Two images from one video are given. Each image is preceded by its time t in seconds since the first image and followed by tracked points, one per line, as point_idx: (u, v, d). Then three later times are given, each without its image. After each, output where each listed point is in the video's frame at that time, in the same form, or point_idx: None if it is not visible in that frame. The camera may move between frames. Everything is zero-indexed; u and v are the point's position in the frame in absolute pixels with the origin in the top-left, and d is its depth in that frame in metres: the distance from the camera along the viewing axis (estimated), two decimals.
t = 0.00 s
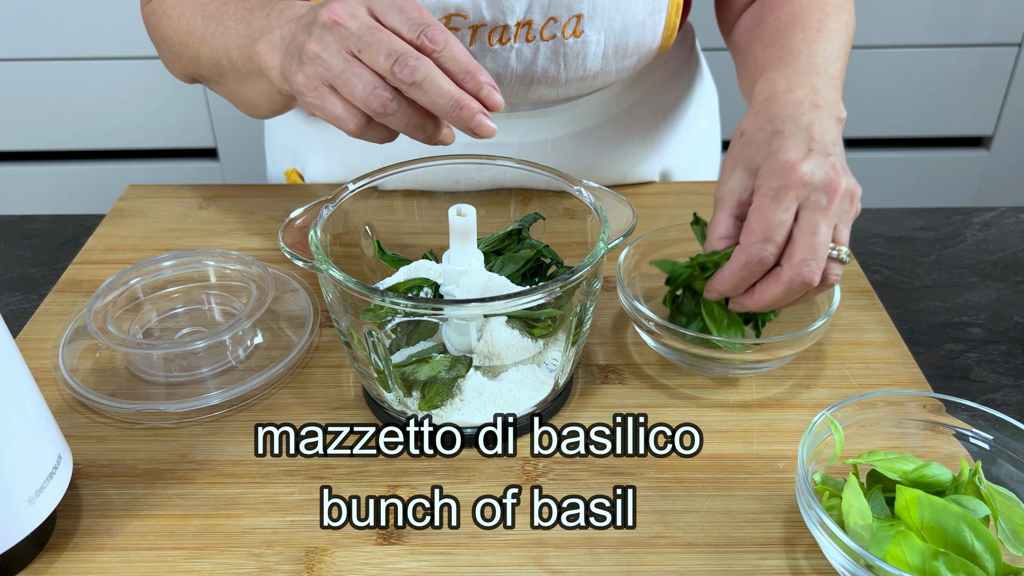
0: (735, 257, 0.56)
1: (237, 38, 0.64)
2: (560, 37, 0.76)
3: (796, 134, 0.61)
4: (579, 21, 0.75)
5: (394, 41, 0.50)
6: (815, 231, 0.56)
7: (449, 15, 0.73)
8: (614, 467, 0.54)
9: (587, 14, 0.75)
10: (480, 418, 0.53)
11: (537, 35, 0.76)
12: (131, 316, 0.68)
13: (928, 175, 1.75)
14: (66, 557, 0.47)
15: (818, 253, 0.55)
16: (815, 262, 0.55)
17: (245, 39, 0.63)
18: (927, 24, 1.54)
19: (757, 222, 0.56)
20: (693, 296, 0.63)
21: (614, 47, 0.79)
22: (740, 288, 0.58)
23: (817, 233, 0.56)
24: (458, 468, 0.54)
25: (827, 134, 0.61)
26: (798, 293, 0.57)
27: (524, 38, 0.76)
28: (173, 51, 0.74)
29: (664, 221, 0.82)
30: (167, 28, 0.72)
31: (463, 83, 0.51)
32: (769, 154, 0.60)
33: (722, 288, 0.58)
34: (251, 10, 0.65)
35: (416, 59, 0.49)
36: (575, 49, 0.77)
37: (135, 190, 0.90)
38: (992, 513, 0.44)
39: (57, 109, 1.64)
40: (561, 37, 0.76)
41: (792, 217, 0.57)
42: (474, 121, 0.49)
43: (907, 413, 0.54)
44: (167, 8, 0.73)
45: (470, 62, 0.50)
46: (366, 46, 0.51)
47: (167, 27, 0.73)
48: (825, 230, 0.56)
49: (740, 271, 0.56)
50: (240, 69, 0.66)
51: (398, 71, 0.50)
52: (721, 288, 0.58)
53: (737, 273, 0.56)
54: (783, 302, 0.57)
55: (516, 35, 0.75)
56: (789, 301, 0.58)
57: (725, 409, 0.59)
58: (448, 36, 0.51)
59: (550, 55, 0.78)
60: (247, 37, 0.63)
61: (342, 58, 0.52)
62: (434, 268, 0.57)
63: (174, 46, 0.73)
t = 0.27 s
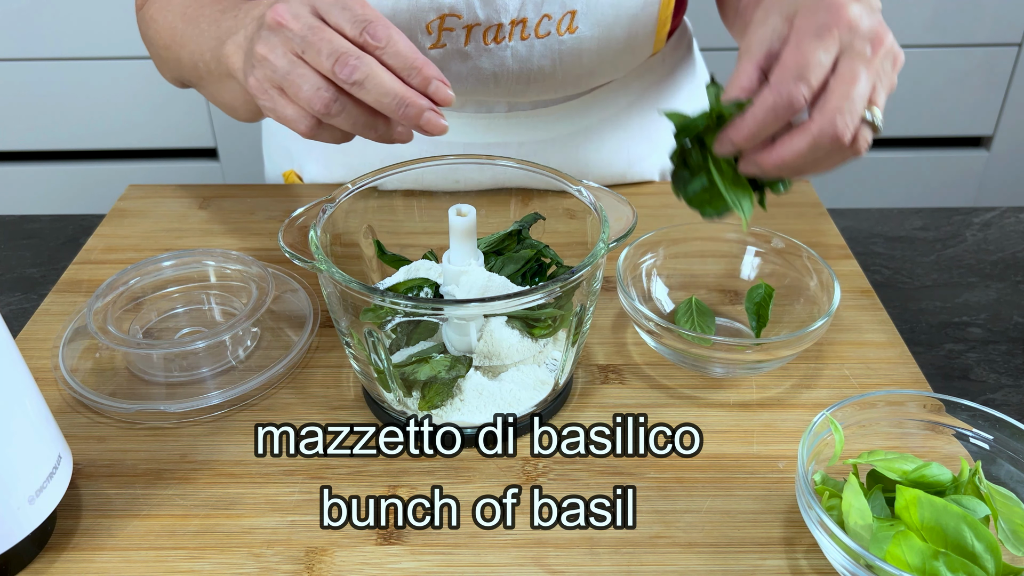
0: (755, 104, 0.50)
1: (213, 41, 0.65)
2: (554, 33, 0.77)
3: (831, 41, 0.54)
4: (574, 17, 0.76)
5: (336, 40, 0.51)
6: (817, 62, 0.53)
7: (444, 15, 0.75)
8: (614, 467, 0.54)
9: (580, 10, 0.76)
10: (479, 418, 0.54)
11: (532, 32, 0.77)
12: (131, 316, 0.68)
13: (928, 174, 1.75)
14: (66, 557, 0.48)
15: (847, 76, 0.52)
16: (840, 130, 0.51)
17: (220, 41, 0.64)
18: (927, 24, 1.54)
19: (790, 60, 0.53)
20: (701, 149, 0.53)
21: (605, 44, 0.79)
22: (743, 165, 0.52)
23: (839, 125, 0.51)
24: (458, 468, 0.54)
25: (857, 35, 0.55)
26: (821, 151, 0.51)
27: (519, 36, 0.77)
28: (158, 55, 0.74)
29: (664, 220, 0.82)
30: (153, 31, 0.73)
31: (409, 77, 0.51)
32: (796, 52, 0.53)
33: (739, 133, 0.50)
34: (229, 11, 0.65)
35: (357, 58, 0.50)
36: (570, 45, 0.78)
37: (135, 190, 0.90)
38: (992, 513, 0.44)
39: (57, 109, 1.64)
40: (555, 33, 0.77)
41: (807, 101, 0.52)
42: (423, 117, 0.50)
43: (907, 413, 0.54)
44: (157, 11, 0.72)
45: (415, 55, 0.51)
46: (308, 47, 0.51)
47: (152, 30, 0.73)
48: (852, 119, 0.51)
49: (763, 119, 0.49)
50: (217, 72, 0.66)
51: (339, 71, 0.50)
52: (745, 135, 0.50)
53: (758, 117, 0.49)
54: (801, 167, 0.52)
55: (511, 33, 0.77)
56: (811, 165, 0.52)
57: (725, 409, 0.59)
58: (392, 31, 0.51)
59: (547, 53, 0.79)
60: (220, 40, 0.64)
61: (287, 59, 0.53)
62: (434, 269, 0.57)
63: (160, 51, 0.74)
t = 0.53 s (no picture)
0: None
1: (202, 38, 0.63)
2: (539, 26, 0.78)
3: None
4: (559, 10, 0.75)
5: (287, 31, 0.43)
6: None
7: (427, 11, 0.76)
8: (614, 468, 0.54)
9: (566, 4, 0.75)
10: (480, 418, 0.54)
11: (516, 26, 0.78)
12: (131, 315, 0.68)
13: (928, 174, 1.75)
14: (66, 557, 0.48)
15: None
16: None
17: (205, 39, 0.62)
18: (927, 24, 1.54)
19: None
20: (453, 98, 0.43)
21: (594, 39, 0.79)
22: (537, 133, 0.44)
23: None
24: (458, 468, 0.54)
25: None
26: (552, 102, 0.41)
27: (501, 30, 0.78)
28: (147, 57, 0.74)
29: (664, 220, 0.82)
30: (144, 31, 0.72)
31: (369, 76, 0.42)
32: None
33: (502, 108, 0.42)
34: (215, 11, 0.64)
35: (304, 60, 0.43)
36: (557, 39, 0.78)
37: (135, 190, 0.90)
38: (992, 513, 0.44)
39: (57, 110, 1.64)
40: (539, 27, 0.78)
41: None
42: (376, 124, 0.43)
43: (907, 413, 0.54)
44: (145, 11, 0.72)
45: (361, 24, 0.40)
46: (265, 43, 0.44)
47: (143, 30, 0.72)
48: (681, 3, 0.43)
49: (563, 12, 0.40)
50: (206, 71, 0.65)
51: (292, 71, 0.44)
52: (516, 112, 0.41)
53: (499, 58, 0.40)
54: (535, 119, 0.42)
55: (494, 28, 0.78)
56: (576, 131, 0.44)
57: (725, 409, 0.59)
58: None
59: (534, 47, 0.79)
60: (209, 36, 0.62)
61: (248, 51, 0.46)
62: (435, 269, 0.57)
63: (147, 52, 0.73)
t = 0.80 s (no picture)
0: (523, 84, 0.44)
1: (198, 50, 0.63)
2: (537, 31, 0.77)
3: (658, 35, 0.49)
4: (555, 15, 0.76)
5: (298, 129, 0.45)
6: (618, 92, 0.43)
7: (426, 16, 0.76)
8: (614, 467, 0.54)
9: (562, 9, 0.75)
10: (480, 417, 0.54)
11: (514, 31, 0.77)
12: (131, 316, 0.68)
13: (928, 174, 1.75)
14: (66, 557, 0.47)
15: (600, 85, 0.43)
16: (644, 109, 0.44)
17: (200, 54, 0.62)
18: (927, 24, 1.54)
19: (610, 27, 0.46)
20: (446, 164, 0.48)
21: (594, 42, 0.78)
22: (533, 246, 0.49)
23: (622, 94, 0.43)
24: (458, 468, 0.54)
25: (675, 57, 0.49)
26: (538, 217, 0.46)
27: (501, 35, 0.77)
28: (148, 72, 0.74)
29: (664, 220, 0.82)
30: (145, 42, 0.72)
31: (371, 183, 0.45)
32: (646, 38, 0.47)
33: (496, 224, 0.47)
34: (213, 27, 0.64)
35: (313, 155, 0.45)
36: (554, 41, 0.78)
37: (135, 190, 0.90)
38: (992, 513, 0.44)
39: (57, 110, 1.64)
40: (538, 32, 0.77)
41: (632, 82, 0.44)
42: (366, 225, 0.47)
43: (907, 413, 0.54)
44: (148, 23, 0.73)
45: (383, 158, 0.45)
46: (268, 126, 0.46)
47: (145, 42, 0.73)
48: (658, 106, 0.45)
49: (547, 133, 0.44)
50: (194, 86, 0.64)
51: (293, 163, 0.45)
52: (501, 231, 0.47)
53: (487, 180, 0.45)
54: (523, 233, 0.47)
55: (493, 33, 0.77)
56: (562, 237, 0.48)
57: (725, 409, 0.59)
58: (364, 125, 0.44)
59: (531, 50, 0.79)
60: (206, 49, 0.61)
61: (242, 121, 0.48)
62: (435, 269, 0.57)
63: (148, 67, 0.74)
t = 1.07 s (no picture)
0: (557, 69, 0.46)
1: (199, 52, 0.63)
2: (542, 37, 0.77)
3: (675, 16, 0.52)
4: (561, 20, 0.76)
5: (304, 147, 0.47)
6: (648, 66, 0.46)
7: (431, 21, 0.75)
8: (614, 467, 0.54)
9: (567, 14, 0.76)
10: (480, 418, 0.54)
11: (520, 36, 0.77)
12: (131, 316, 0.68)
13: (928, 175, 1.75)
14: (66, 557, 0.47)
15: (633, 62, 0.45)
16: (674, 82, 0.46)
17: (200, 55, 0.63)
18: (927, 25, 1.54)
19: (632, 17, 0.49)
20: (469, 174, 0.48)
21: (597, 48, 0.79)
22: (571, 222, 0.49)
23: (653, 68, 0.46)
24: (458, 468, 0.54)
25: (693, 37, 0.52)
26: (586, 193, 0.44)
27: (507, 40, 0.77)
28: (150, 73, 0.74)
29: (665, 220, 0.82)
30: (147, 43, 0.73)
31: (368, 202, 0.46)
32: (665, 20, 0.50)
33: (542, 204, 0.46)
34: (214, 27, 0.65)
35: (315, 174, 0.46)
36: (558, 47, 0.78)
37: (135, 190, 0.90)
38: (993, 513, 0.44)
39: (57, 110, 1.64)
40: (543, 37, 0.77)
41: (660, 57, 0.46)
42: (360, 253, 0.46)
43: (907, 413, 0.54)
44: (150, 24, 0.73)
45: (382, 181, 0.46)
46: (277, 142, 0.47)
47: (148, 42, 0.73)
48: (686, 81, 0.48)
49: (586, 108, 0.45)
50: (195, 85, 0.64)
51: (296, 180, 0.46)
52: (548, 209, 0.45)
53: (530, 162, 0.44)
54: (574, 210, 0.45)
55: (498, 37, 0.77)
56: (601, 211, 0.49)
57: (725, 409, 0.59)
58: (365, 146, 0.46)
59: (535, 55, 0.79)
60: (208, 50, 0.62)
61: (253, 136, 0.49)
62: (435, 269, 0.57)
63: (150, 68, 0.74)
